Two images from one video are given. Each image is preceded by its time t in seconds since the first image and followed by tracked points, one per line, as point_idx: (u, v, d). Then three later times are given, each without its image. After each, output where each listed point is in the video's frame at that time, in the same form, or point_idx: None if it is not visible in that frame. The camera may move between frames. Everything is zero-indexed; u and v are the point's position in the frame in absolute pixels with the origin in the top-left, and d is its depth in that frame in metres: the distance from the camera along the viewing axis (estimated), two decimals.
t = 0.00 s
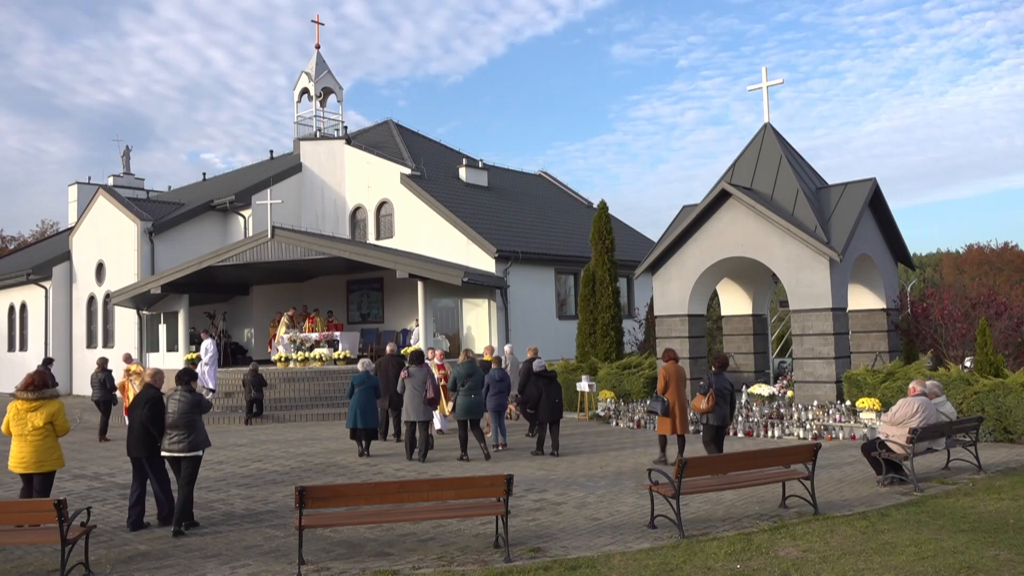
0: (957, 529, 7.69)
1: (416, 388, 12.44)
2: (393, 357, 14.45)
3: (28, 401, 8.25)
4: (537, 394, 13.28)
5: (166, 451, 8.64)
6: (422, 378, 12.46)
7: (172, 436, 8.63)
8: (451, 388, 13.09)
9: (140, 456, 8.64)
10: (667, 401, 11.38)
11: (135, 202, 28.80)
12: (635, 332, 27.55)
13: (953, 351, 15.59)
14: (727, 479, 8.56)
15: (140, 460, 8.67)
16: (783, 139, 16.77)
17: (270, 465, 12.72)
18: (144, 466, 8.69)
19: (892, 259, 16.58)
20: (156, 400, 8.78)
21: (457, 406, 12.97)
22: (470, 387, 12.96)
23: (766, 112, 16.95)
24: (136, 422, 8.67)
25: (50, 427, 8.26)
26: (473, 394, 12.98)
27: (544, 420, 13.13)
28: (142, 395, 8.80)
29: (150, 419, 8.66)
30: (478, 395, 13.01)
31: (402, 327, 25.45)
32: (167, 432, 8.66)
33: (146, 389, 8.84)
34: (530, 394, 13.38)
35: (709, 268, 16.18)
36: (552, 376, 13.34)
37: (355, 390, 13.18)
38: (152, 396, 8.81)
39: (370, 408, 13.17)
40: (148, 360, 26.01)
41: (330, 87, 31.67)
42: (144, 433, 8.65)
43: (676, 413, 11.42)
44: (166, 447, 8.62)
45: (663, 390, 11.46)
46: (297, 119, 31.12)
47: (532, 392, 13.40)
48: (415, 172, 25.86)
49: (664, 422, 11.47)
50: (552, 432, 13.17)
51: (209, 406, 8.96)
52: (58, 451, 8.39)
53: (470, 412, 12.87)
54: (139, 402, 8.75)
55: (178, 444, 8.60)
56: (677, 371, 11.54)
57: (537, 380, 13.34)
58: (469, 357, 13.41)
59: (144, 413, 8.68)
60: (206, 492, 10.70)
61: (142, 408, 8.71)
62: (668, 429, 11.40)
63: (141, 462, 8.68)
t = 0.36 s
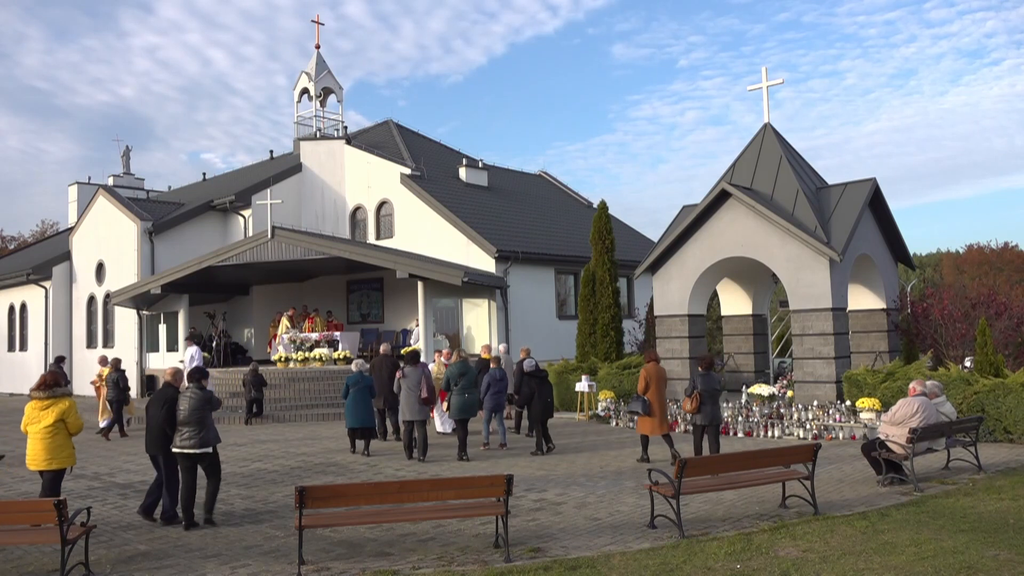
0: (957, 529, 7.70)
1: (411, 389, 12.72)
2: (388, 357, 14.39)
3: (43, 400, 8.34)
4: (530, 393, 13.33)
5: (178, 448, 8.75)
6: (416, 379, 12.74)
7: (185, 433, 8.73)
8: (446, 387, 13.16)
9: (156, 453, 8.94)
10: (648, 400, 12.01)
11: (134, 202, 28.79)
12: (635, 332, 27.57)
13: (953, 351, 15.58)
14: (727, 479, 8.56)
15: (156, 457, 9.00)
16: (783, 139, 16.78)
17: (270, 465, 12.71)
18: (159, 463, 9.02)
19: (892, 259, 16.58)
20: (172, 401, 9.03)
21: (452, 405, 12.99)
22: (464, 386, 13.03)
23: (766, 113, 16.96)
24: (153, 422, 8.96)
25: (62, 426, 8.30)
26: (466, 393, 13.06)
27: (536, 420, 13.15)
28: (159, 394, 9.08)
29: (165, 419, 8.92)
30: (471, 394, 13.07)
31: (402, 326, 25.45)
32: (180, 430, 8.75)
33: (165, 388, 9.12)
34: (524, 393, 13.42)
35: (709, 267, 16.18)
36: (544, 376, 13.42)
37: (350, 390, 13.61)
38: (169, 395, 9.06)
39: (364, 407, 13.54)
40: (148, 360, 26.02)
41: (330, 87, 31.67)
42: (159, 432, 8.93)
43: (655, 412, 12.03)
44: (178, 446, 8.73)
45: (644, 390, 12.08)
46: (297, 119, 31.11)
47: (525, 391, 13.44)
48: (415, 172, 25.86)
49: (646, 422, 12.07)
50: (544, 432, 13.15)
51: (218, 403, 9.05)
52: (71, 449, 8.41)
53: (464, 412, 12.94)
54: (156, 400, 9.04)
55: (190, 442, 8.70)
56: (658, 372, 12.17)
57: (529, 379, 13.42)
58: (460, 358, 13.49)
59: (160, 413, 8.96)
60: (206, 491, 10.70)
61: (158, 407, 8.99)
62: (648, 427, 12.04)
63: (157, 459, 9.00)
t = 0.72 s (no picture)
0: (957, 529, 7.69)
1: (407, 388, 12.87)
2: (385, 357, 14.43)
3: (49, 399, 8.47)
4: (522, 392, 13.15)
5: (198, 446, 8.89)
6: (411, 378, 12.93)
7: (206, 431, 8.88)
8: (441, 388, 13.29)
9: (169, 451, 9.05)
10: (633, 399, 12.29)
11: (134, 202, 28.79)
12: (635, 332, 27.56)
13: (954, 351, 15.55)
14: (728, 479, 8.56)
15: (168, 455, 9.09)
16: (783, 139, 16.78)
17: (270, 465, 12.70)
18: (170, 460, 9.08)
19: (892, 259, 16.58)
20: (185, 399, 9.14)
21: (447, 404, 13.06)
22: (459, 386, 13.16)
23: (766, 113, 16.96)
24: (166, 420, 9.08)
25: (68, 422, 8.37)
26: (461, 393, 13.16)
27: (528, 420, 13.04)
28: (170, 392, 9.17)
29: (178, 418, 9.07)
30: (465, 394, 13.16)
31: (402, 326, 25.45)
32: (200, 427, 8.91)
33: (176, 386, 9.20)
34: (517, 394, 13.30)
35: (709, 268, 16.19)
36: (538, 376, 13.42)
37: (345, 389, 13.83)
38: (181, 394, 9.17)
39: (360, 407, 13.71)
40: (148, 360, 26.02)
41: (330, 87, 31.67)
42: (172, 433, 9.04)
43: (640, 411, 12.30)
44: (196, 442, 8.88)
45: (630, 388, 12.34)
46: (297, 119, 31.11)
47: (518, 391, 13.42)
48: (415, 172, 25.85)
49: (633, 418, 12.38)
50: (537, 431, 13.08)
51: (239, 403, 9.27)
52: (81, 444, 8.50)
53: (458, 411, 12.95)
54: (168, 399, 9.12)
55: (212, 440, 8.85)
56: (644, 372, 12.39)
57: (524, 380, 13.42)
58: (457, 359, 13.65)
59: (173, 412, 9.08)
60: (206, 491, 10.70)
61: (171, 405, 9.10)
62: (633, 425, 12.30)
63: (169, 457, 9.08)
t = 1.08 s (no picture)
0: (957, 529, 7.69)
1: (407, 387, 12.91)
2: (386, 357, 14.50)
3: (66, 399, 8.67)
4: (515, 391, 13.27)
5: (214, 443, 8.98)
6: (411, 377, 12.97)
7: (222, 428, 8.94)
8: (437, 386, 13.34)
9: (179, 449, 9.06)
10: (621, 399, 12.51)
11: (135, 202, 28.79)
12: (635, 332, 27.57)
13: (953, 351, 15.53)
14: (728, 479, 8.56)
15: (178, 453, 9.11)
16: (783, 139, 16.78)
17: (270, 465, 12.69)
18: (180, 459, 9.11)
19: (892, 259, 16.58)
20: (193, 397, 9.21)
21: (443, 402, 13.14)
22: (457, 384, 13.21)
23: (766, 113, 16.97)
24: (173, 418, 9.09)
25: (82, 422, 8.54)
26: (457, 391, 13.23)
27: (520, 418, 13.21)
28: (178, 391, 9.28)
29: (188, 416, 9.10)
30: (462, 392, 13.23)
31: (402, 326, 25.45)
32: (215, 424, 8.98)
33: (184, 385, 9.31)
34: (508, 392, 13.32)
35: (709, 268, 16.19)
36: (530, 374, 13.49)
37: (342, 389, 13.91)
38: (189, 393, 9.27)
39: (355, 405, 13.82)
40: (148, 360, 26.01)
41: (330, 87, 31.67)
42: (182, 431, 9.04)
43: (629, 411, 12.57)
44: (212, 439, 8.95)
45: (618, 389, 12.63)
46: (297, 119, 31.11)
47: (509, 389, 13.37)
48: (415, 172, 25.85)
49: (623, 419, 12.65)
50: (529, 429, 13.24)
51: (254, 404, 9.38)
52: (96, 444, 8.63)
53: (454, 410, 13.09)
54: (176, 397, 9.20)
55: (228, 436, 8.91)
56: (631, 371, 12.71)
57: (514, 378, 13.41)
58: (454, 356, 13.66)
59: (182, 409, 9.12)
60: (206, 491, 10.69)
61: (180, 403, 9.15)
62: (621, 424, 12.60)
63: (178, 456, 9.10)
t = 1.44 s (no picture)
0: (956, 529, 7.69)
1: (409, 387, 12.95)
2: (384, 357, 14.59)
3: (84, 396, 8.76)
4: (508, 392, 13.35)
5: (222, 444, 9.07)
6: (415, 378, 13.00)
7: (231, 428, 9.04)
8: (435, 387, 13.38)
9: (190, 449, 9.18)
10: (612, 397, 12.86)
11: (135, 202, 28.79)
12: (635, 332, 27.57)
13: (953, 351, 15.52)
14: (728, 479, 8.57)
15: (189, 452, 9.24)
16: (783, 139, 16.78)
17: (270, 465, 12.69)
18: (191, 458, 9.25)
19: (892, 259, 16.58)
20: (204, 397, 9.37)
21: (443, 403, 13.19)
22: (454, 384, 13.27)
23: (766, 113, 16.98)
24: (185, 418, 9.22)
25: (100, 421, 8.66)
26: (456, 391, 13.29)
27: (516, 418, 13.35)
28: (190, 391, 9.39)
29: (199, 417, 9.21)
30: (460, 392, 13.30)
31: (402, 326, 25.46)
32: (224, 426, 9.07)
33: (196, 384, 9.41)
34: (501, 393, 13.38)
35: (708, 268, 16.19)
36: (522, 373, 13.45)
37: (341, 387, 14.03)
38: (200, 393, 9.39)
39: (354, 404, 13.85)
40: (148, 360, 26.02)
41: (330, 87, 31.67)
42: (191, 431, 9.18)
43: (619, 409, 12.88)
44: (221, 439, 9.01)
45: (609, 387, 12.93)
46: (297, 119, 31.11)
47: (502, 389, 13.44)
48: (415, 172, 25.85)
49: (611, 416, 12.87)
50: (523, 429, 13.40)
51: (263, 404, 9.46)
52: (113, 442, 8.75)
53: (455, 410, 13.09)
54: (188, 396, 9.35)
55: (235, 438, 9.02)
56: (621, 370, 13.10)
57: (507, 378, 13.39)
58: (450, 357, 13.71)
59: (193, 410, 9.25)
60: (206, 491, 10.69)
61: (191, 404, 9.29)
62: (611, 422, 12.81)
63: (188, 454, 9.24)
